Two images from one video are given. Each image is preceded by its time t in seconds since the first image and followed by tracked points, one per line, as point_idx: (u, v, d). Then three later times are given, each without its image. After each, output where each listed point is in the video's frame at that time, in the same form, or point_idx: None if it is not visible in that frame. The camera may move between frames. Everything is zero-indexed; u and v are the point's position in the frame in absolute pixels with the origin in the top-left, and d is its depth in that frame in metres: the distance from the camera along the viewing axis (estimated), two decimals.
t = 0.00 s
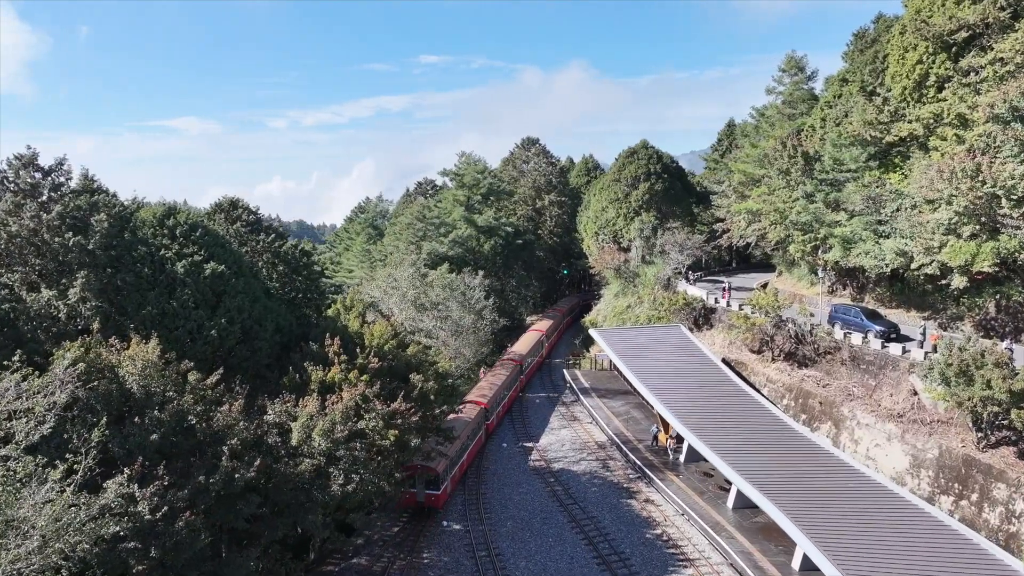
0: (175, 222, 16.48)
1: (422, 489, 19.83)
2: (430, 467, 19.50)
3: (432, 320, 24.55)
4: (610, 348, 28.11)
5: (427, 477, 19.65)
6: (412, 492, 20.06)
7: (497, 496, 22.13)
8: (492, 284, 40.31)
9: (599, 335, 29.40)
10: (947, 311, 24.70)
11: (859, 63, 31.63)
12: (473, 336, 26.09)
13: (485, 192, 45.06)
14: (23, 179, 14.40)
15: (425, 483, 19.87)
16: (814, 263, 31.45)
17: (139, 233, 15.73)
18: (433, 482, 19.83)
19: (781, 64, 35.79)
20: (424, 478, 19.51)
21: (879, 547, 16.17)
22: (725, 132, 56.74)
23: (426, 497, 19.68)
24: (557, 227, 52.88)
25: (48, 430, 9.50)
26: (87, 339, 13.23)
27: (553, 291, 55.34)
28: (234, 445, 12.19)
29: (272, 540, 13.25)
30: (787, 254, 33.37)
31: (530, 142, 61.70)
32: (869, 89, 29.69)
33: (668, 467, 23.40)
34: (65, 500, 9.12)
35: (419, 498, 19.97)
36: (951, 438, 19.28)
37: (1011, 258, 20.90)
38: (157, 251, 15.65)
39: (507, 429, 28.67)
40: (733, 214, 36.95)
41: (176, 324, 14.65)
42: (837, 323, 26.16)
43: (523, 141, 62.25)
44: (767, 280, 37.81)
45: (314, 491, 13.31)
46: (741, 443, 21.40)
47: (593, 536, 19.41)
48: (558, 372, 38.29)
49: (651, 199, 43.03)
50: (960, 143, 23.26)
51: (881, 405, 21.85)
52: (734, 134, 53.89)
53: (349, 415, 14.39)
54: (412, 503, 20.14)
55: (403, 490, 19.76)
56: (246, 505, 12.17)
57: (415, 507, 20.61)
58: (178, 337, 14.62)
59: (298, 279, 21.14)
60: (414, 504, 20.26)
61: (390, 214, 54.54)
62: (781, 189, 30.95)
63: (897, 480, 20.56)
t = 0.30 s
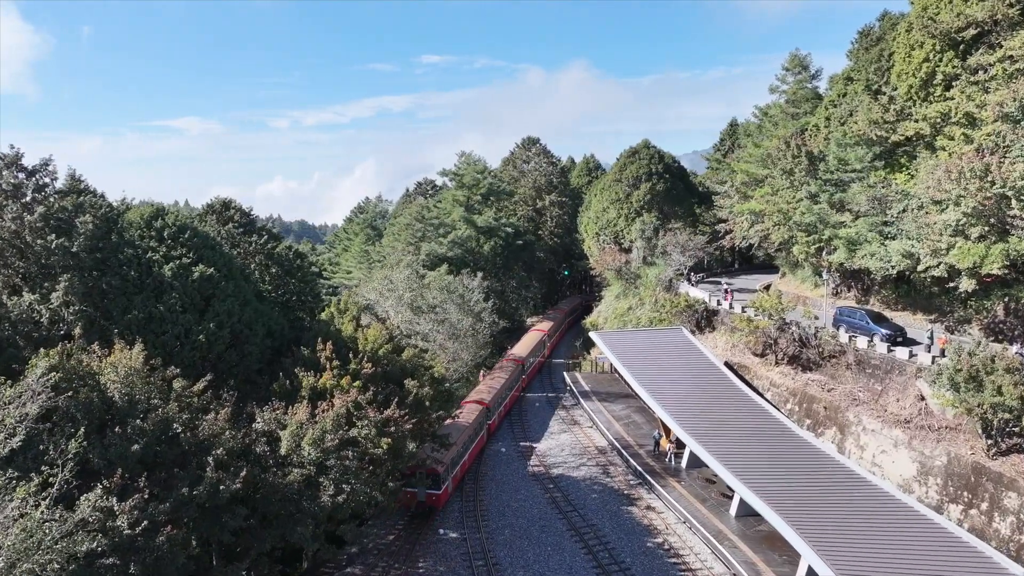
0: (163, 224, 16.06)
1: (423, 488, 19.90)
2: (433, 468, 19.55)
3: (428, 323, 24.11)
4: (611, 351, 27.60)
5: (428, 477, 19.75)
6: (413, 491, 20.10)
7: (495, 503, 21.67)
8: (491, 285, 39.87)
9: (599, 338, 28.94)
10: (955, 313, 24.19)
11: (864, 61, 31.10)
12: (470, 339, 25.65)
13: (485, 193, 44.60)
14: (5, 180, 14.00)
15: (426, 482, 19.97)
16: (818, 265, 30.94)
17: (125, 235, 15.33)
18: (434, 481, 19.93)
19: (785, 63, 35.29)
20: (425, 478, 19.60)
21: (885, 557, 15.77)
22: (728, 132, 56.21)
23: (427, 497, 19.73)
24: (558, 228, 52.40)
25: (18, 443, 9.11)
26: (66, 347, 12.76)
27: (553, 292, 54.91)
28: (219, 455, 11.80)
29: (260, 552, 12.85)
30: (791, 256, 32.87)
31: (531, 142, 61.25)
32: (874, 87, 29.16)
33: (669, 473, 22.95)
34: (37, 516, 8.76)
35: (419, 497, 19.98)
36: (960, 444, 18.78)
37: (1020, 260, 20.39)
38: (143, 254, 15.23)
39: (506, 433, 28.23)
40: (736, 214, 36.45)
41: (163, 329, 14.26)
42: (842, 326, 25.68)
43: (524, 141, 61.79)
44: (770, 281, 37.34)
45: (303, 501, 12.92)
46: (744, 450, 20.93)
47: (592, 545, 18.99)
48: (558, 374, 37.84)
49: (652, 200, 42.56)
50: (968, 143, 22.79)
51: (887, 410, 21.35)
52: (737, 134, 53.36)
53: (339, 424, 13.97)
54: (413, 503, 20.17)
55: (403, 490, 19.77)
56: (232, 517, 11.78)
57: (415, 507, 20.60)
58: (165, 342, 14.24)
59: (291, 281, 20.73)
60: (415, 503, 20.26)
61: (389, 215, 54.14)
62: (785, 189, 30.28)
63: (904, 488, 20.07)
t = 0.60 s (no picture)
0: (150, 225, 15.61)
1: (423, 488, 20.07)
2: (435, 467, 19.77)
3: (425, 326, 23.65)
4: (611, 354, 27.11)
5: (428, 476, 19.92)
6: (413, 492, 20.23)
7: (493, 509, 21.23)
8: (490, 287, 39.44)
9: (599, 340, 28.47)
10: (962, 316, 23.70)
11: (869, 59, 30.60)
12: (467, 342, 25.20)
13: (484, 193, 44.13)
14: None
15: (426, 482, 20.11)
16: (822, 266, 30.45)
17: (111, 237, 14.91)
18: (434, 480, 20.12)
19: (788, 61, 34.83)
20: (425, 477, 19.79)
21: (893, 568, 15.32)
22: (729, 131, 55.69)
23: (428, 496, 19.86)
24: (558, 228, 51.94)
25: None
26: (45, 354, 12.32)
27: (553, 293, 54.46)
28: (203, 466, 11.39)
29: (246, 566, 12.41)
30: (794, 257, 32.38)
31: (531, 142, 60.81)
32: (878, 86, 28.67)
33: (670, 479, 22.50)
34: (6, 533, 8.35)
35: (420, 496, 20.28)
36: (968, 451, 18.29)
37: None
38: (129, 256, 14.80)
39: (504, 437, 27.77)
40: (738, 215, 35.97)
41: (148, 334, 13.86)
42: (846, 329, 25.20)
43: (524, 141, 61.36)
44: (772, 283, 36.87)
45: (292, 513, 12.49)
46: (746, 456, 20.46)
47: (592, 554, 18.53)
48: (558, 376, 37.37)
49: (653, 200, 42.11)
50: (975, 142, 22.33)
51: (893, 415, 20.89)
52: (739, 134, 52.84)
53: (329, 432, 13.55)
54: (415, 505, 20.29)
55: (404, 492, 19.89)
56: (216, 530, 11.36)
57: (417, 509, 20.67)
58: (150, 348, 13.84)
59: (284, 284, 20.30)
60: (417, 504, 20.38)
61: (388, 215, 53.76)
62: (788, 189, 29.74)
63: (910, 495, 19.59)
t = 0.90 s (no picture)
0: (136, 227, 15.17)
1: (424, 486, 20.32)
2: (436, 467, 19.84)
3: (420, 329, 23.23)
4: (611, 359, 26.63)
5: (430, 474, 20.16)
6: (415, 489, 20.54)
7: (490, 516, 20.81)
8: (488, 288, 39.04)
9: (598, 343, 28.06)
10: (967, 319, 23.28)
11: (873, 57, 30.15)
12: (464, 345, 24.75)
13: (483, 193, 43.68)
14: None
15: (427, 480, 20.37)
16: (824, 268, 30.00)
17: (96, 239, 14.48)
18: (435, 479, 20.36)
19: (789, 60, 34.41)
20: (427, 475, 20.03)
21: None
22: (730, 131, 55.28)
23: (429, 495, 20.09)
24: (557, 229, 51.53)
25: None
26: (23, 362, 11.89)
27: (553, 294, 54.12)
28: (186, 478, 10.99)
29: None
30: (796, 258, 31.98)
31: (530, 142, 60.40)
32: (882, 84, 28.22)
33: (671, 485, 22.08)
34: None
35: (422, 495, 20.40)
36: (976, 458, 17.86)
37: None
38: (114, 259, 14.35)
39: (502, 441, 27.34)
40: (739, 215, 35.56)
41: (133, 339, 13.43)
42: (850, 331, 24.77)
43: (523, 141, 60.96)
44: (773, 284, 36.49)
45: (280, 525, 12.10)
46: (749, 464, 19.99)
47: (591, 563, 18.09)
48: (557, 378, 36.97)
49: (654, 200, 41.70)
50: (982, 142, 21.89)
51: (898, 421, 20.46)
52: (740, 133, 52.42)
53: (319, 441, 13.14)
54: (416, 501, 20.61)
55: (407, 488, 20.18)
56: (200, 544, 10.94)
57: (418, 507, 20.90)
58: (135, 354, 13.42)
59: (275, 286, 19.88)
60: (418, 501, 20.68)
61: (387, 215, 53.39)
62: (790, 189, 29.12)
63: (916, 502, 19.15)
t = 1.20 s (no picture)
0: (122, 229, 14.73)
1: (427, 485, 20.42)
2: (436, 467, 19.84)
3: (417, 333, 22.78)
4: (611, 363, 26.16)
5: (432, 472, 20.30)
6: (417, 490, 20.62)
7: (487, 524, 20.37)
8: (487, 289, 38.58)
9: (597, 346, 27.64)
10: (974, 321, 22.82)
11: (877, 56, 29.70)
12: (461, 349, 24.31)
13: (482, 193, 43.24)
14: None
15: (430, 479, 20.47)
16: (828, 270, 29.33)
17: (81, 242, 14.08)
18: (437, 477, 20.48)
19: (792, 58, 33.99)
20: (430, 473, 20.19)
21: None
22: (732, 130, 54.86)
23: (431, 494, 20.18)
24: (557, 229, 51.09)
25: None
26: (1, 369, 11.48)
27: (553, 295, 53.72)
28: (168, 490, 10.57)
29: None
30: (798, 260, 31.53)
31: (530, 142, 60.02)
32: (886, 83, 27.76)
33: (672, 492, 21.65)
34: None
35: (423, 495, 20.47)
36: (984, 465, 17.41)
37: None
38: (99, 263, 13.94)
39: (500, 446, 26.91)
40: (740, 216, 35.13)
41: (118, 345, 13.02)
42: (854, 335, 24.32)
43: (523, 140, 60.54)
44: (776, 286, 36.06)
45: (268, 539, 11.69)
46: (752, 472, 19.55)
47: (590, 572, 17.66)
48: (557, 381, 36.54)
49: (654, 200, 41.27)
50: (989, 141, 21.44)
51: (904, 426, 20.02)
52: (742, 133, 51.96)
53: (310, 450, 12.73)
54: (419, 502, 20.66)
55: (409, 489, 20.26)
56: (183, 559, 10.53)
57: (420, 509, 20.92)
58: (120, 360, 13.02)
59: (267, 289, 19.46)
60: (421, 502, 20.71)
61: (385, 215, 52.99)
62: (793, 189, 28.33)
63: (923, 510, 18.70)
